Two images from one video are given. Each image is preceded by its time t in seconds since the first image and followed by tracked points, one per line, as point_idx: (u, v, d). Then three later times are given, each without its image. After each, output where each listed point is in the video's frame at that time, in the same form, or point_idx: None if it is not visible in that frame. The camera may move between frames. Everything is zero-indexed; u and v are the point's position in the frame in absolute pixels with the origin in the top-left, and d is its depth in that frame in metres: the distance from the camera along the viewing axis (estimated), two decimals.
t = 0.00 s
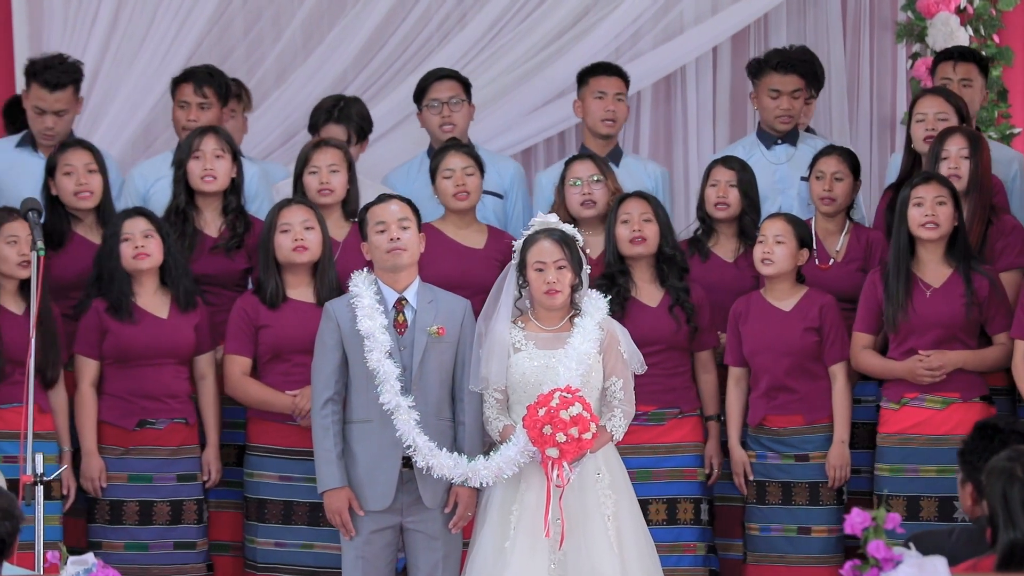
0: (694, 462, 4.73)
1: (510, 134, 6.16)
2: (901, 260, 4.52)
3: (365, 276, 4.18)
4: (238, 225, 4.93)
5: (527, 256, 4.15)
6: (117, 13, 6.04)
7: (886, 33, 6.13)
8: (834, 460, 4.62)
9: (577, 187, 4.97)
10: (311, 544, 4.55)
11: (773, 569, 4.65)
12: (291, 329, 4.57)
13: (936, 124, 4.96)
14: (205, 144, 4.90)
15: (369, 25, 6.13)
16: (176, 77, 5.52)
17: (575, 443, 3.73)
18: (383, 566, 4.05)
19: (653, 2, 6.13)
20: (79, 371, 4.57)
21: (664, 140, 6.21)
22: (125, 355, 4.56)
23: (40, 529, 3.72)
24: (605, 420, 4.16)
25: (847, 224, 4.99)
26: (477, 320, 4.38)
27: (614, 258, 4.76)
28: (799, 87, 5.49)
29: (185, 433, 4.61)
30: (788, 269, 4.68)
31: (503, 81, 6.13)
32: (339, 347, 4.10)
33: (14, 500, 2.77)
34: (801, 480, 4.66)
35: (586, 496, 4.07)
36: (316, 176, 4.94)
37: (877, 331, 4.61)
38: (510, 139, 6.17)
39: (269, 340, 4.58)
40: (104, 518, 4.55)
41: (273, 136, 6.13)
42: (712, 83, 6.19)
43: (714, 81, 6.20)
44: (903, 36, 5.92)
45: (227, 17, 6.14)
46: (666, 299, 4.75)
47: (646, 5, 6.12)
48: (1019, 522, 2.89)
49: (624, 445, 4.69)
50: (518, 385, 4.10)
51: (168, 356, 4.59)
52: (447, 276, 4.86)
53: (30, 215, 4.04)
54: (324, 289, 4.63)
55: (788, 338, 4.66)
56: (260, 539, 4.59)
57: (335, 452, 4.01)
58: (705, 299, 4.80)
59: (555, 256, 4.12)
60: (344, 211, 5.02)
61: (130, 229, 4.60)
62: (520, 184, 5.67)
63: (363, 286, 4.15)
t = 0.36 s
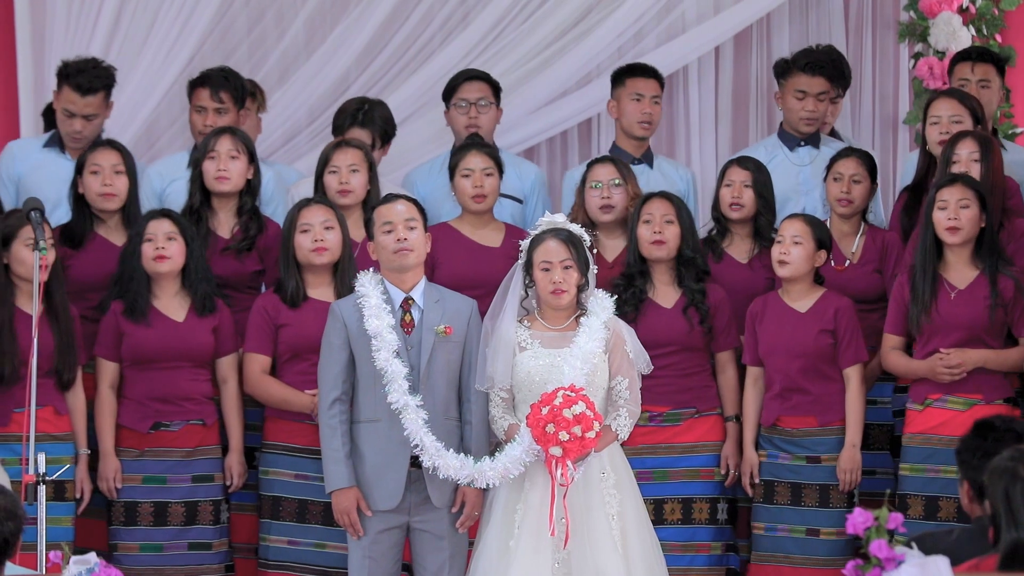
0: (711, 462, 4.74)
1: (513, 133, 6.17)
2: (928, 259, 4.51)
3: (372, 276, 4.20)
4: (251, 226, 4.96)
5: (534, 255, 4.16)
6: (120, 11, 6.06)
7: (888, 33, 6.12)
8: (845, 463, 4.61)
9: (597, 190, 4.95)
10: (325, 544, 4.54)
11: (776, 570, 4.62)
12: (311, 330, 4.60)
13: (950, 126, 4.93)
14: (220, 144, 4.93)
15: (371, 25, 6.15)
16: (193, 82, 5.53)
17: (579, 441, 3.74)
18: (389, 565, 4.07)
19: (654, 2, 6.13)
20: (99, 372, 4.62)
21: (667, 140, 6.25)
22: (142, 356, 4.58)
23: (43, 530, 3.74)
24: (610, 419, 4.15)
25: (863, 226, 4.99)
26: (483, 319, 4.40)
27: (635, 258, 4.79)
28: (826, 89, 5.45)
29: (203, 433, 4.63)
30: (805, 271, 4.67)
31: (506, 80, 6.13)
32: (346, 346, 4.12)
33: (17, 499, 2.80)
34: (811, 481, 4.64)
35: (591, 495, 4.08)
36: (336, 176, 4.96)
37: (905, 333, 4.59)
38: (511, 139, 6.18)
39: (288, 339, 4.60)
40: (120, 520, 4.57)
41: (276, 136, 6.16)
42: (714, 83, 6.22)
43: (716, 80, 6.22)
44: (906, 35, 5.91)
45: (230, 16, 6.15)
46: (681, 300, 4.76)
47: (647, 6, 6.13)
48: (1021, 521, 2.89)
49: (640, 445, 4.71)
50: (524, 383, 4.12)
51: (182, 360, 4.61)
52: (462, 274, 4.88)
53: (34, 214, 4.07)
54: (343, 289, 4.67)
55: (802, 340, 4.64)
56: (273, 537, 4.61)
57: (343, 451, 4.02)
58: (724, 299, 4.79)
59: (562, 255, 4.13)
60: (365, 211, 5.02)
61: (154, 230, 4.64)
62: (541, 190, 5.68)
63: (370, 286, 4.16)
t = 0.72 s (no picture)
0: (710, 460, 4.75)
1: (516, 130, 6.20)
2: (937, 258, 4.53)
3: (377, 273, 4.22)
4: (254, 225, 4.97)
5: (538, 252, 4.19)
6: (120, 10, 6.08)
7: (888, 31, 6.14)
8: (843, 464, 4.62)
9: (601, 185, 4.96)
10: (321, 541, 4.58)
11: (774, 568, 4.63)
12: (314, 329, 4.62)
13: (956, 124, 4.94)
14: (225, 142, 4.96)
15: (371, 23, 6.17)
16: (199, 77, 5.56)
17: (581, 439, 3.76)
18: (394, 562, 4.09)
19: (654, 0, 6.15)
20: (101, 367, 4.64)
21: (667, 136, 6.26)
22: (145, 354, 4.60)
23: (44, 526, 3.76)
24: (613, 417, 4.17)
25: (864, 224, 5.01)
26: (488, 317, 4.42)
27: (644, 256, 4.82)
28: (834, 90, 5.49)
29: (202, 432, 4.66)
30: (810, 269, 4.67)
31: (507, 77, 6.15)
32: (352, 343, 4.14)
33: (18, 496, 2.83)
34: (810, 479, 4.66)
35: (594, 493, 4.10)
36: (342, 175, 4.98)
37: (914, 332, 4.60)
38: (511, 136, 6.20)
39: (294, 339, 4.62)
40: (118, 518, 4.60)
41: (276, 134, 6.18)
42: (715, 81, 6.23)
43: (716, 78, 6.24)
44: (906, 33, 5.91)
45: (230, 13, 6.18)
46: (687, 299, 4.77)
47: (647, 4, 6.14)
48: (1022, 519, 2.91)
49: (643, 442, 4.75)
50: (527, 381, 4.14)
51: (185, 359, 4.63)
52: (464, 270, 4.90)
53: (35, 212, 4.10)
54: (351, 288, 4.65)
55: (805, 340, 4.65)
56: (273, 534, 4.62)
57: (348, 449, 4.04)
58: (730, 299, 4.81)
59: (566, 253, 4.15)
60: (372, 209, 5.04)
61: (174, 228, 4.67)
62: (546, 189, 5.70)
63: (375, 283, 4.18)
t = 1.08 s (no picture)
0: (707, 459, 4.78)
1: (517, 129, 6.23)
2: (935, 256, 4.55)
3: (382, 272, 4.25)
4: (254, 222, 5.00)
5: (542, 251, 4.21)
6: (121, 9, 6.10)
7: (891, 28, 6.16)
8: (841, 461, 4.65)
9: (597, 180, 4.99)
10: (316, 539, 4.60)
11: (775, 567, 4.66)
12: (312, 325, 4.64)
13: (957, 121, 4.97)
14: (224, 140, 4.97)
15: (372, 21, 6.20)
16: (196, 75, 5.57)
17: (586, 437, 3.79)
18: (396, 561, 4.11)
19: None
20: (100, 363, 4.65)
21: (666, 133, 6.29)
22: (149, 349, 4.63)
23: (45, 522, 3.78)
24: (617, 416, 4.20)
25: (858, 221, 5.03)
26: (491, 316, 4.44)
27: (642, 252, 4.84)
28: (837, 91, 5.46)
29: (202, 428, 4.70)
30: (808, 267, 4.70)
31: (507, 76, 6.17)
32: (355, 342, 4.16)
33: (21, 496, 2.85)
34: (808, 479, 4.69)
35: (597, 492, 4.12)
36: (341, 173, 5.00)
37: (909, 328, 4.64)
38: (512, 136, 6.23)
39: (293, 335, 4.65)
40: (118, 512, 4.61)
41: (278, 132, 6.21)
42: (716, 79, 6.24)
43: (718, 76, 6.25)
44: (907, 31, 5.94)
45: (232, 12, 6.20)
46: (685, 297, 4.80)
47: (647, 3, 6.18)
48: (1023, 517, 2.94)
49: (642, 441, 4.77)
50: (531, 379, 4.18)
51: (188, 355, 4.67)
52: (462, 267, 4.93)
53: (35, 210, 4.13)
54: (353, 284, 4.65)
55: (804, 336, 4.67)
56: (266, 531, 4.65)
57: (351, 447, 4.07)
58: (729, 296, 4.84)
59: (570, 252, 4.18)
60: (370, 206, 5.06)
61: (178, 225, 4.69)
62: (544, 187, 5.71)
63: (379, 281, 4.21)
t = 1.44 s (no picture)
0: (715, 456, 4.80)
1: (518, 128, 6.22)
2: (933, 255, 4.55)
3: (385, 269, 4.25)
4: (254, 221, 4.99)
5: (545, 249, 4.21)
6: (123, 6, 6.10)
7: (892, 27, 6.16)
8: (841, 460, 4.64)
9: (592, 182, 4.98)
10: (318, 538, 4.60)
11: (776, 566, 4.66)
12: (312, 323, 4.64)
13: (960, 120, 4.97)
14: (226, 137, 4.97)
15: (374, 19, 6.20)
16: (194, 75, 5.56)
17: (590, 436, 3.79)
18: (397, 558, 4.11)
19: None
20: (102, 363, 4.66)
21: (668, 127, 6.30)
22: (149, 349, 4.63)
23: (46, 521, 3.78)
24: (620, 414, 4.20)
25: (856, 218, 5.03)
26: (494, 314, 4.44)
27: (641, 251, 4.84)
28: (834, 95, 5.48)
29: (203, 427, 4.69)
30: (808, 265, 4.70)
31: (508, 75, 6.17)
32: (357, 339, 4.17)
33: (20, 494, 2.84)
34: (807, 475, 4.68)
35: (600, 490, 4.12)
36: (340, 169, 5.00)
37: (908, 325, 4.62)
38: (512, 135, 6.22)
39: (293, 333, 4.64)
40: (119, 512, 4.62)
41: (279, 130, 6.20)
42: (718, 77, 6.24)
43: (719, 74, 6.25)
44: (909, 29, 5.95)
45: (234, 10, 6.20)
46: (687, 295, 4.81)
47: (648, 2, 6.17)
48: None
49: (645, 439, 4.76)
50: (534, 378, 4.17)
51: (186, 354, 4.66)
52: (462, 266, 4.92)
53: (36, 208, 4.13)
54: (353, 282, 4.66)
55: (804, 335, 4.67)
56: (268, 530, 4.65)
57: (352, 444, 4.08)
58: (730, 294, 4.84)
59: (573, 250, 4.18)
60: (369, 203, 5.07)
61: (175, 223, 4.70)
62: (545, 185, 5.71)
63: (382, 279, 4.22)
